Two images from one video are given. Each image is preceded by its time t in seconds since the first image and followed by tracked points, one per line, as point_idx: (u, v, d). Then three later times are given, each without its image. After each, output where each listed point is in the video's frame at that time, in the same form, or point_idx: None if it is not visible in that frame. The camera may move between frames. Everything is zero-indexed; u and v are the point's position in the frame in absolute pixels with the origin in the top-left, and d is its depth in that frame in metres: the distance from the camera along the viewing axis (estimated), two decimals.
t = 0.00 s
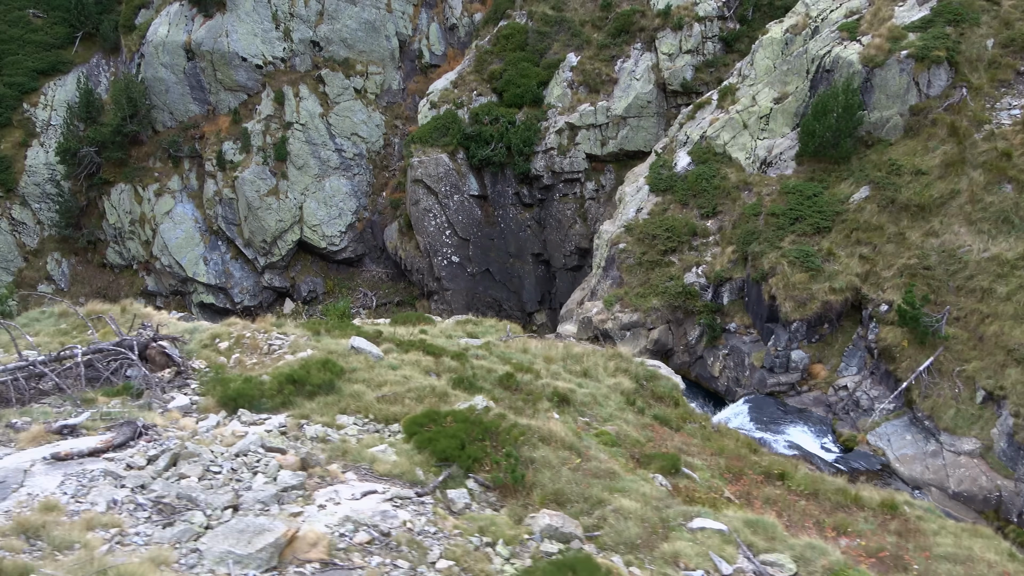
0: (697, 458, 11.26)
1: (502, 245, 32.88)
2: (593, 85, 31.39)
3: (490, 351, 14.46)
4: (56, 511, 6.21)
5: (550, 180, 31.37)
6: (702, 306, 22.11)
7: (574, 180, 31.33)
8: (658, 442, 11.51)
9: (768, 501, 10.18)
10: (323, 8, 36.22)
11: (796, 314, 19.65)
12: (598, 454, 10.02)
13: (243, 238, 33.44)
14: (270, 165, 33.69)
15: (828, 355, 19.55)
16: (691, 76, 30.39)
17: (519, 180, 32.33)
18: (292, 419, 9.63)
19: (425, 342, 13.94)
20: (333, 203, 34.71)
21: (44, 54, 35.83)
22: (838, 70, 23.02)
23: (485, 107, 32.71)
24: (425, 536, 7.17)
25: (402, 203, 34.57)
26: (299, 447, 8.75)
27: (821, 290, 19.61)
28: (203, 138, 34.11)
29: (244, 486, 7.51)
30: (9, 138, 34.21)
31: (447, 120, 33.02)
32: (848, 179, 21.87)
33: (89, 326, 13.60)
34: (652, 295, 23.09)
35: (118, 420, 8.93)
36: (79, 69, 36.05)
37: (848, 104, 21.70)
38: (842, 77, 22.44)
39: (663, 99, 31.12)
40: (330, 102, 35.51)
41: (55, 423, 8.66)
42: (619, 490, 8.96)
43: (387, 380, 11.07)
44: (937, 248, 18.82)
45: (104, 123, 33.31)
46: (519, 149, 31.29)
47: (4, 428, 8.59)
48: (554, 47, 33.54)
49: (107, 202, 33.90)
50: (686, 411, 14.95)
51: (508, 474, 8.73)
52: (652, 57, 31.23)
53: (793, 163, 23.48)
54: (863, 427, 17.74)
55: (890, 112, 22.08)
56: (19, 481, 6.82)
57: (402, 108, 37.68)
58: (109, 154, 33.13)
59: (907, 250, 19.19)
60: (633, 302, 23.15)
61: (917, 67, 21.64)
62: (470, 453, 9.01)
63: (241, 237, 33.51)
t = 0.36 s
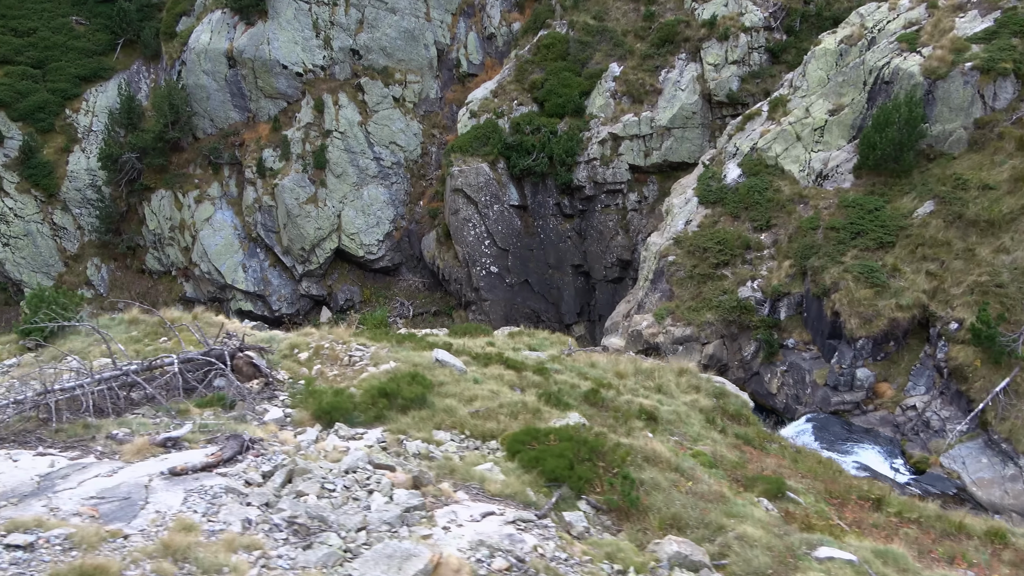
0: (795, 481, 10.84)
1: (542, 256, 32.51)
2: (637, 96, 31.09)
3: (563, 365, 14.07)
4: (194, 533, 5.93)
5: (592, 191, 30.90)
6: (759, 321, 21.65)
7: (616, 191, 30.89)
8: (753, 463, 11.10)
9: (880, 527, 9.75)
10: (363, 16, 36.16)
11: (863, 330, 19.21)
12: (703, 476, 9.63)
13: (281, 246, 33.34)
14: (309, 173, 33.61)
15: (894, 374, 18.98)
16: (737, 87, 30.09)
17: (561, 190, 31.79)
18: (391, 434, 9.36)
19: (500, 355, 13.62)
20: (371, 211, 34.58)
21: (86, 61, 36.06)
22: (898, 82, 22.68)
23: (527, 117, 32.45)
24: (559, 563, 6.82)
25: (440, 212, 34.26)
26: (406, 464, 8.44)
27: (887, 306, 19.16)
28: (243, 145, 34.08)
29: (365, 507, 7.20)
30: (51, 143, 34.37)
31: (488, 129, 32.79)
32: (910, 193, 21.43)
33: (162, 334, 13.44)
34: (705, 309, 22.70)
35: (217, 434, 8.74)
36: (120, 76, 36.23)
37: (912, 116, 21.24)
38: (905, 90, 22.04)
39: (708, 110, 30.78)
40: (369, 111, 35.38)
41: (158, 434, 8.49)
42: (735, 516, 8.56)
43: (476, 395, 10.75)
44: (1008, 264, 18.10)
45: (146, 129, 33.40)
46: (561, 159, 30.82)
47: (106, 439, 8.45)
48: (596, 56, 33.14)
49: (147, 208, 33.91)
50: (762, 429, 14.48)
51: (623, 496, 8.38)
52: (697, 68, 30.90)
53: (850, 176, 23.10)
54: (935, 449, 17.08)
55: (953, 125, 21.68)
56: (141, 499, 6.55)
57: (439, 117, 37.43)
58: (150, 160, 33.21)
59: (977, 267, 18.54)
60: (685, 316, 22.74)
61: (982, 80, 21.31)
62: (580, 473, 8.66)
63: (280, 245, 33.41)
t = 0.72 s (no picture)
0: (904, 505, 10.40)
1: (584, 267, 32.14)
2: (683, 106, 30.72)
3: (642, 380, 13.70)
4: (344, 555, 5.64)
5: (637, 203, 30.71)
6: (819, 336, 21.20)
7: (662, 203, 30.59)
8: (857, 486, 10.66)
9: (1004, 556, 9.29)
10: (405, 25, 36.13)
11: (932, 347, 18.63)
12: (817, 500, 9.23)
13: (322, 254, 33.25)
14: (350, 181, 33.52)
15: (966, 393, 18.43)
16: (786, 97, 29.74)
17: (605, 201, 31.49)
18: (496, 451, 9.08)
19: (579, 369, 13.28)
20: (411, 220, 34.43)
21: (130, 68, 36.24)
22: (961, 94, 22.20)
23: (570, 127, 32.15)
24: None
25: (480, 222, 33.96)
26: (524, 484, 8.14)
27: (958, 323, 18.64)
28: (285, 152, 34.05)
29: (498, 529, 6.89)
30: (95, 150, 34.46)
31: (531, 139, 32.55)
32: (977, 207, 20.99)
33: (237, 342, 13.23)
34: (762, 323, 22.23)
35: (325, 449, 8.53)
36: (162, 83, 36.36)
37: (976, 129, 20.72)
38: (968, 103, 21.64)
39: (755, 122, 30.38)
40: (409, 119, 35.26)
41: (268, 448, 8.28)
42: (867, 543, 8.20)
43: (573, 411, 10.43)
44: None
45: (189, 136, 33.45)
46: (606, 169, 30.44)
47: (214, 452, 8.24)
48: (641, 66, 32.72)
49: (190, 215, 34.01)
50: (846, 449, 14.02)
51: (749, 522, 7.95)
52: (745, 79, 30.54)
53: (911, 190, 22.67)
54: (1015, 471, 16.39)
55: (1021, 139, 21.07)
56: (277, 518, 6.27)
57: (478, 126, 37.09)
58: (193, 167, 33.30)
59: None
60: (741, 330, 22.29)
61: None
62: (701, 496, 8.28)
63: (320, 253, 33.32)
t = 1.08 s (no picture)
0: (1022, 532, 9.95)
1: (625, 278, 31.70)
2: (729, 117, 30.29)
3: (726, 395, 13.33)
4: None
5: (681, 214, 30.29)
6: (882, 352, 20.73)
7: (707, 214, 30.14)
8: (972, 512, 10.18)
9: None
10: (446, 34, 36.04)
11: (1006, 366, 17.89)
12: (942, 527, 8.82)
13: (361, 262, 33.09)
14: (391, 189, 33.39)
15: None
16: (835, 109, 29.15)
17: (648, 212, 31.18)
18: (608, 470, 8.74)
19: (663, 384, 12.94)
20: (451, 229, 34.22)
21: (172, 75, 36.39)
22: None
23: (613, 137, 31.83)
24: None
25: (520, 231, 33.65)
26: (649, 507, 7.81)
27: None
28: (326, 160, 34.05)
29: (639, 555, 6.58)
30: (137, 156, 34.54)
31: (573, 149, 32.31)
32: None
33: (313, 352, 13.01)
34: (821, 338, 21.78)
35: (436, 465, 8.28)
36: (204, 90, 36.48)
37: None
38: None
39: (804, 133, 29.81)
40: (450, 128, 35.13)
41: (383, 463, 8.03)
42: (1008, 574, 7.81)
43: (674, 428, 10.10)
44: None
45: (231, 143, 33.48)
46: (651, 179, 30.19)
47: (326, 468, 8.00)
48: (685, 77, 32.35)
49: (230, 222, 34.02)
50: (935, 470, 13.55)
51: (887, 548, 7.51)
52: (792, 90, 30.00)
53: (975, 204, 22.14)
54: None
55: None
56: (425, 540, 6.00)
57: (517, 135, 36.84)
58: (235, 173, 33.33)
59: None
60: (798, 344, 21.84)
61: None
62: (832, 522, 7.86)
63: (360, 260, 33.17)
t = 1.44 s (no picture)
0: None
1: (668, 289, 31.02)
2: (777, 127, 29.84)
3: (814, 412, 12.89)
4: None
5: (727, 225, 29.72)
6: (947, 368, 20.29)
7: (754, 225, 29.56)
8: None
9: None
10: (487, 42, 35.92)
11: None
12: None
13: (401, 270, 32.95)
14: (431, 198, 33.24)
15: None
16: (886, 120, 28.54)
17: (693, 222, 30.56)
18: (728, 492, 8.40)
19: (751, 400, 12.54)
20: (490, 238, 33.87)
21: (214, 81, 36.52)
22: None
23: (657, 146, 31.46)
24: None
25: (561, 240, 33.28)
26: (788, 534, 7.47)
27: None
28: (366, 167, 34.01)
29: None
30: (178, 161, 34.56)
31: (616, 158, 32.02)
32: None
33: (391, 362, 12.76)
34: (882, 353, 21.28)
35: (555, 485, 7.96)
36: (244, 97, 36.58)
37: None
38: None
39: (853, 144, 29.29)
40: (490, 136, 34.91)
41: (506, 481, 7.74)
42: None
43: (783, 448, 9.77)
44: None
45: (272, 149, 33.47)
46: (697, 189, 29.79)
47: (446, 485, 7.71)
48: (730, 86, 31.99)
49: (270, 228, 34.01)
50: None
51: None
52: (841, 101, 29.49)
53: None
54: None
55: None
56: (586, 568, 5.74)
57: (557, 144, 36.56)
58: (275, 179, 33.29)
59: None
60: (858, 359, 21.36)
61: None
62: (974, 551, 7.50)
63: (400, 268, 33.03)
